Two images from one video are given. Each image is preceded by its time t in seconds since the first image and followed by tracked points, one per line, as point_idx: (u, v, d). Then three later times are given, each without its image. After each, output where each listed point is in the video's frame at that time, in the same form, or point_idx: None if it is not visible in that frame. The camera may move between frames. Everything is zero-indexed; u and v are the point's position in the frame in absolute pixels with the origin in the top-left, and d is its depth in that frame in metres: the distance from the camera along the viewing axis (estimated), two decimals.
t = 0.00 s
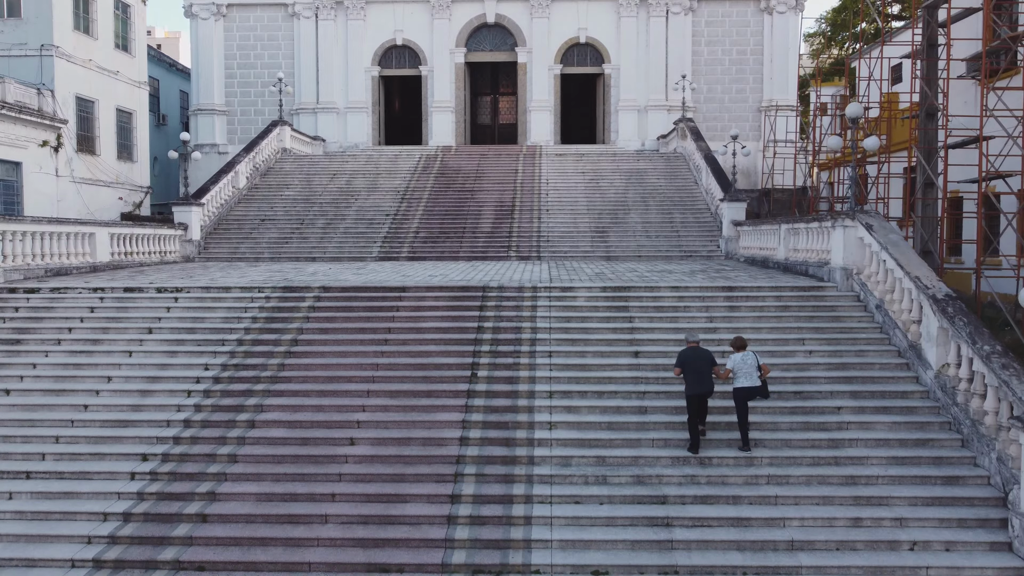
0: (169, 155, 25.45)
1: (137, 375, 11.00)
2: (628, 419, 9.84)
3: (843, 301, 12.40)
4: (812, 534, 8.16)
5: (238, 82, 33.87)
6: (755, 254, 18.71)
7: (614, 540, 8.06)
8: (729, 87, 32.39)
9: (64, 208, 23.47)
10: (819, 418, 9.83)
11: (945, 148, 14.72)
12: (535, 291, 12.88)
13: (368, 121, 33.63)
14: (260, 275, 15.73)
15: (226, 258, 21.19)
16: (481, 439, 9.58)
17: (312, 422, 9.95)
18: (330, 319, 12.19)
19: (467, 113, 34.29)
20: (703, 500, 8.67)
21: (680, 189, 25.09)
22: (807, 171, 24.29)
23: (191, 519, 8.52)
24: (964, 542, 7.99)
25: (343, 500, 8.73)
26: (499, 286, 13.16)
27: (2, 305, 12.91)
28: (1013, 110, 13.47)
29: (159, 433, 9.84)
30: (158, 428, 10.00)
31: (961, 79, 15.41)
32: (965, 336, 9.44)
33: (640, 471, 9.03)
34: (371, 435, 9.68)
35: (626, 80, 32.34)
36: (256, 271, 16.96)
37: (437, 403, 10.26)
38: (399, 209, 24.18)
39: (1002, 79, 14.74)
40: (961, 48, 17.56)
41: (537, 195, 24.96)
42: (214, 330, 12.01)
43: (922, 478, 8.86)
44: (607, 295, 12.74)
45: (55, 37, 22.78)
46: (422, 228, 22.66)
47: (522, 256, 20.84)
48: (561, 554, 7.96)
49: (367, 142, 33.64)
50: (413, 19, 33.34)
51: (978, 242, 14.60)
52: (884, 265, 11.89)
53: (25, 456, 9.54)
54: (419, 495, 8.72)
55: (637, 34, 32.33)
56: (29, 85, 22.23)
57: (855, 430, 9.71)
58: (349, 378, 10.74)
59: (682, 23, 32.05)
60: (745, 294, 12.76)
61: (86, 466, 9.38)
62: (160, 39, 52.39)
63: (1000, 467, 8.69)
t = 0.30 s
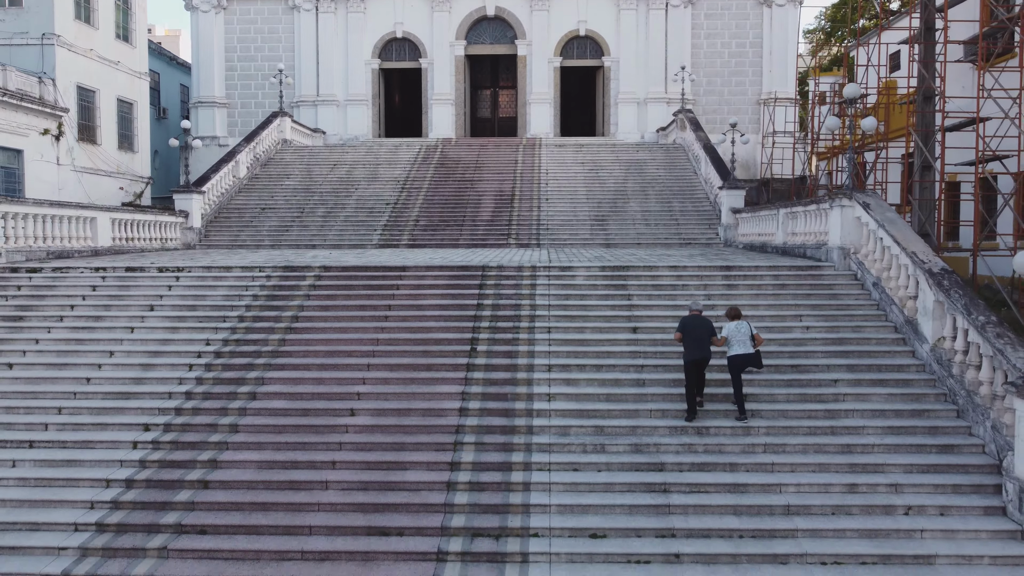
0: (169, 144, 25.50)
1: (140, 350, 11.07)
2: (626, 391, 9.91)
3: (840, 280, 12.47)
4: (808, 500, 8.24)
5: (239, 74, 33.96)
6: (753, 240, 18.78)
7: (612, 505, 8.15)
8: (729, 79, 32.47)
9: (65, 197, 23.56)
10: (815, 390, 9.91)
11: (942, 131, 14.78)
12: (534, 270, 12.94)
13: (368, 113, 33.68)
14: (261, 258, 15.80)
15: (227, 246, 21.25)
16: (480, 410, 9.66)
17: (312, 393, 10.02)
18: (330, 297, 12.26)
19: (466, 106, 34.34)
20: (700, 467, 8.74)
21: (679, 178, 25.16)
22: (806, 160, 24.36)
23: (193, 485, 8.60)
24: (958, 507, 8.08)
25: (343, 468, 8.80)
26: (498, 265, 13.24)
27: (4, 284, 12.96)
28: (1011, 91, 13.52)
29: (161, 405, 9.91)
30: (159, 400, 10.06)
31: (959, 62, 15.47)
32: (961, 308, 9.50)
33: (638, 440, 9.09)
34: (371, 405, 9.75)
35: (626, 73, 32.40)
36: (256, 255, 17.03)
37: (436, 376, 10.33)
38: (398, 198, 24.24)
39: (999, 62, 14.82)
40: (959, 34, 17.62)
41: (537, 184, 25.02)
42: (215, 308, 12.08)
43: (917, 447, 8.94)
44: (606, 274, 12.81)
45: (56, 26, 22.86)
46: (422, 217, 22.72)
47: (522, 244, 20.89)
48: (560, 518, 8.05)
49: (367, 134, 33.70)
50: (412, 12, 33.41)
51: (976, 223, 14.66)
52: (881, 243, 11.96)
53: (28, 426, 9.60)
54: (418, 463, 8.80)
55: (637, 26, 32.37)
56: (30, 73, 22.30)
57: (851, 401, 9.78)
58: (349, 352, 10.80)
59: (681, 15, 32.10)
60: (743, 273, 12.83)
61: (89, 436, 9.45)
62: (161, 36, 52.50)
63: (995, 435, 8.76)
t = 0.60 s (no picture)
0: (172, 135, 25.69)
1: (147, 325, 11.28)
2: (623, 362, 10.12)
3: (834, 259, 12.69)
4: (800, 463, 8.47)
5: (241, 68, 34.19)
6: (750, 227, 18.99)
7: (608, 468, 8.38)
8: (728, 73, 32.69)
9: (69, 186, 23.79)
10: (808, 362, 10.13)
11: (935, 115, 15.00)
12: (533, 251, 13.16)
13: (369, 107, 33.88)
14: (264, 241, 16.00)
15: (229, 234, 21.43)
16: (480, 380, 9.88)
17: (315, 365, 10.23)
18: (333, 276, 12.48)
19: (467, 99, 34.54)
20: (695, 433, 8.95)
21: (678, 169, 25.36)
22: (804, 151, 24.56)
23: (200, 450, 8.83)
24: (945, 470, 8.31)
25: (347, 434, 9.03)
26: (498, 246, 13.44)
27: (12, 264, 13.15)
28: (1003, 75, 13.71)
29: (168, 376, 10.12)
30: (166, 371, 10.27)
31: (952, 49, 15.68)
32: (950, 281, 9.71)
33: (634, 408, 9.31)
34: (373, 376, 9.97)
35: (625, 67, 32.60)
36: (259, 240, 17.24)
37: (437, 349, 10.55)
38: (399, 188, 24.44)
39: (992, 48, 15.03)
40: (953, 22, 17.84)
41: (536, 175, 25.21)
42: (220, 286, 12.29)
43: (906, 414, 9.17)
44: (604, 254, 13.02)
45: (60, 17, 23.05)
46: (422, 206, 22.93)
47: (522, 232, 21.07)
48: (557, 480, 8.29)
49: (367, 127, 33.90)
50: (413, 6, 33.62)
51: (968, 207, 14.86)
52: (874, 223, 12.17)
53: (38, 396, 9.81)
54: (420, 429, 9.04)
55: (636, 20, 32.56)
56: (35, 63, 22.51)
57: (843, 372, 10.00)
58: (352, 327, 11.02)
59: (680, 9, 32.30)
60: (738, 253, 13.04)
61: (98, 404, 9.66)
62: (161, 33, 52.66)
63: (982, 402, 8.98)
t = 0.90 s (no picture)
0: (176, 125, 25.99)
1: (156, 299, 11.58)
2: (619, 333, 10.42)
3: (826, 238, 12.99)
4: (790, 424, 8.77)
5: (244, 62, 34.51)
6: (747, 214, 19.28)
7: (605, 428, 8.69)
8: (726, 67, 32.98)
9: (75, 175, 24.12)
10: (800, 332, 10.42)
11: (927, 100, 15.28)
12: (533, 230, 13.46)
13: (370, 100, 34.16)
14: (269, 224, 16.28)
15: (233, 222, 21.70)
16: (481, 349, 10.20)
17: (321, 335, 10.53)
18: (337, 254, 12.79)
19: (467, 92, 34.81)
20: (689, 397, 9.26)
21: (676, 160, 25.65)
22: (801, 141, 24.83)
23: (210, 413, 9.13)
24: (930, 430, 8.61)
25: (352, 398, 9.34)
26: (498, 226, 13.74)
27: (24, 243, 13.45)
28: (993, 59, 13.98)
29: (178, 345, 10.42)
30: (176, 341, 10.57)
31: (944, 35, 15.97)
32: (937, 253, 10.00)
33: (630, 374, 9.62)
34: (377, 345, 10.28)
35: (624, 61, 32.88)
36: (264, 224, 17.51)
37: (440, 320, 10.86)
38: (401, 177, 24.72)
39: (982, 34, 15.31)
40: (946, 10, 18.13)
41: (536, 165, 25.50)
42: (227, 263, 12.59)
43: (894, 379, 9.47)
44: (602, 234, 13.32)
45: (66, 8, 23.36)
46: (424, 195, 23.19)
47: (522, 219, 21.32)
48: (556, 439, 8.60)
49: (369, 121, 34.19)
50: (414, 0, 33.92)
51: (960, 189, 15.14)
52: (865, 202, 12.47)
53: (52, 363, 10.12)
54: (423, 393, 9.36)
55: (635, 14, 32.85)
56: (41, 54, 22.82)
57: (834, 341, 10.29)
58: (356, 300, 11.34)
59: (679, 3, 32.59)
60: (733, 233, 13.34)
61: (110, 371, 9.96)
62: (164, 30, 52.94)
63: (967, 368, 9.27)
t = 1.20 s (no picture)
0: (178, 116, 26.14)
1: (162, 276, 11.74)
2: (619, 305, 10.57)
3: (823, 218, 13.15)
4: (786, 390, 8.93)
5: (245, 56, 34.68)
6: (745, 200, 19.43)
7: (604, 394, 8.86)
8: (725, 60, 33.12)
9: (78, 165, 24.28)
10: (796, 305, 10.58)
11: (924, 83, 15.41)
12: (534, 211, 13.62)
13: (372, 93, 34.29)
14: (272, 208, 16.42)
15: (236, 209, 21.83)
16: (482, 321, 10.36)
17: (325, 308, 10.71)
18: (340, 233, 12.97)
19: (468, 86, 34.94)
20: (687, 365, 9.42)
21: (676, 150, 25.80)
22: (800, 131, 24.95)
23: (216, 380, 9.30)
24: (924, 396, 8.77)
25: (356, 366, 9.50)
26: (499, 207, 13.90)
27: (30, 223, 13.61)
28: (988, 42, 14.12)
29: (184, 318, 10.59)
30: (182, 314, 10.74)
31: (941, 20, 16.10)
32: (931, 226, 10.16)
33: (629, 344, 9.78)
34: (380, 317, 10.45)
35: (624, 54, 33.03)
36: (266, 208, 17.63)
37: (442, 294, 11.04)
38: (402, 167, 24.87)
39: (978, 18, 15.44)
40: None
41: (536, 155, 25.64)
42: (231, 243, 12.76)
43: (889, 349, 9.62)
44: (601, 214, 13.48)
45: None
46: (425, 183, 23.33)
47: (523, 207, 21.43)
48: (556, 404, 8.77)
49: (370, 114, 34.33)
50: None
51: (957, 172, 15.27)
52: (861, 181, 12.62)
53: (61, 335, 10.29)
54: (426, 362, 9.52)
55: (635, 7, 33.01)
56: (45, 44, 22.99)
57: (830, 313, 10.44)
58: (360, 276, 11.52)
59: None
60: (731, 212, 13.49)
61: (118, 342, 10.12)
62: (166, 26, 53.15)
63: (961, 337, 9.41)
